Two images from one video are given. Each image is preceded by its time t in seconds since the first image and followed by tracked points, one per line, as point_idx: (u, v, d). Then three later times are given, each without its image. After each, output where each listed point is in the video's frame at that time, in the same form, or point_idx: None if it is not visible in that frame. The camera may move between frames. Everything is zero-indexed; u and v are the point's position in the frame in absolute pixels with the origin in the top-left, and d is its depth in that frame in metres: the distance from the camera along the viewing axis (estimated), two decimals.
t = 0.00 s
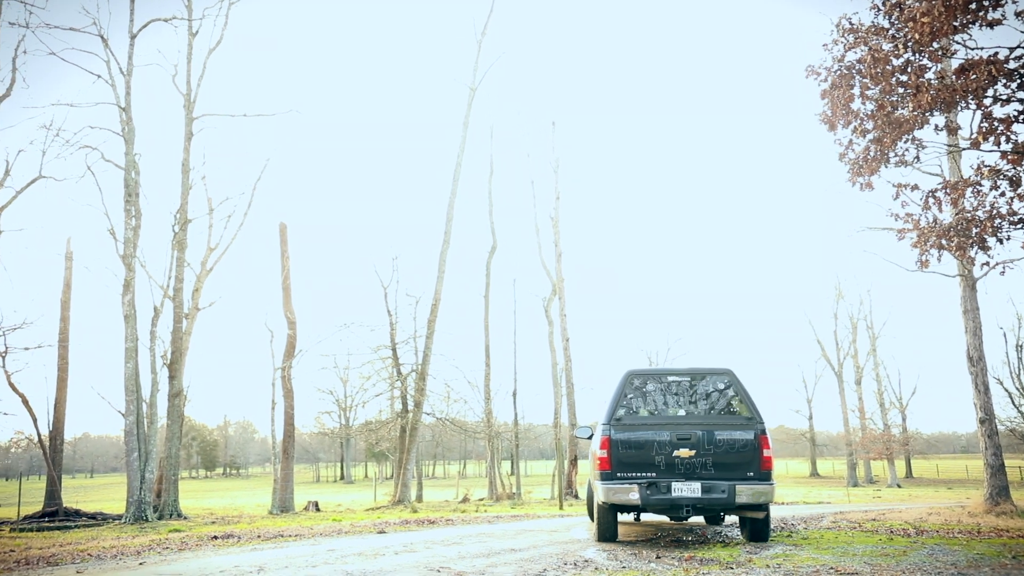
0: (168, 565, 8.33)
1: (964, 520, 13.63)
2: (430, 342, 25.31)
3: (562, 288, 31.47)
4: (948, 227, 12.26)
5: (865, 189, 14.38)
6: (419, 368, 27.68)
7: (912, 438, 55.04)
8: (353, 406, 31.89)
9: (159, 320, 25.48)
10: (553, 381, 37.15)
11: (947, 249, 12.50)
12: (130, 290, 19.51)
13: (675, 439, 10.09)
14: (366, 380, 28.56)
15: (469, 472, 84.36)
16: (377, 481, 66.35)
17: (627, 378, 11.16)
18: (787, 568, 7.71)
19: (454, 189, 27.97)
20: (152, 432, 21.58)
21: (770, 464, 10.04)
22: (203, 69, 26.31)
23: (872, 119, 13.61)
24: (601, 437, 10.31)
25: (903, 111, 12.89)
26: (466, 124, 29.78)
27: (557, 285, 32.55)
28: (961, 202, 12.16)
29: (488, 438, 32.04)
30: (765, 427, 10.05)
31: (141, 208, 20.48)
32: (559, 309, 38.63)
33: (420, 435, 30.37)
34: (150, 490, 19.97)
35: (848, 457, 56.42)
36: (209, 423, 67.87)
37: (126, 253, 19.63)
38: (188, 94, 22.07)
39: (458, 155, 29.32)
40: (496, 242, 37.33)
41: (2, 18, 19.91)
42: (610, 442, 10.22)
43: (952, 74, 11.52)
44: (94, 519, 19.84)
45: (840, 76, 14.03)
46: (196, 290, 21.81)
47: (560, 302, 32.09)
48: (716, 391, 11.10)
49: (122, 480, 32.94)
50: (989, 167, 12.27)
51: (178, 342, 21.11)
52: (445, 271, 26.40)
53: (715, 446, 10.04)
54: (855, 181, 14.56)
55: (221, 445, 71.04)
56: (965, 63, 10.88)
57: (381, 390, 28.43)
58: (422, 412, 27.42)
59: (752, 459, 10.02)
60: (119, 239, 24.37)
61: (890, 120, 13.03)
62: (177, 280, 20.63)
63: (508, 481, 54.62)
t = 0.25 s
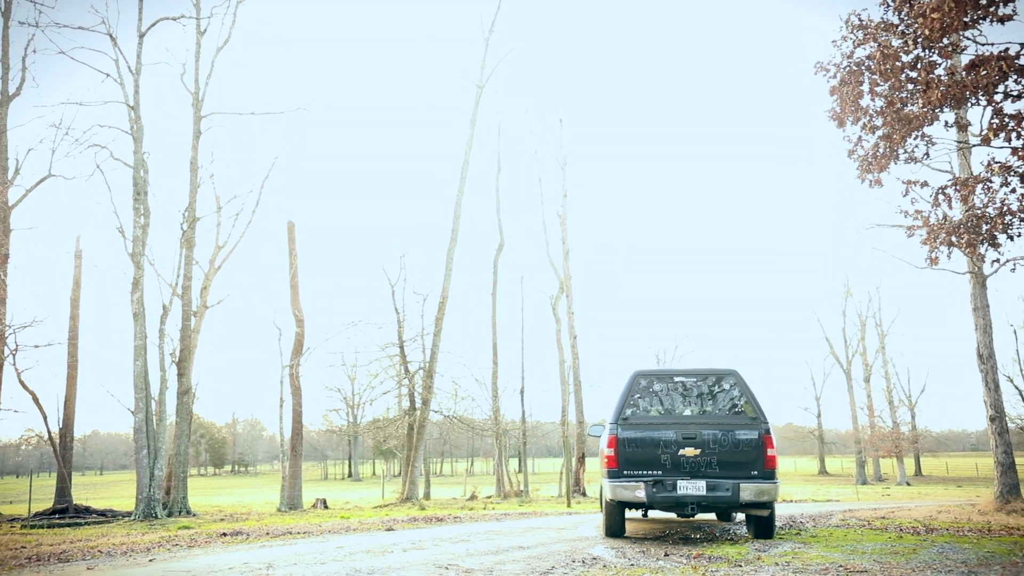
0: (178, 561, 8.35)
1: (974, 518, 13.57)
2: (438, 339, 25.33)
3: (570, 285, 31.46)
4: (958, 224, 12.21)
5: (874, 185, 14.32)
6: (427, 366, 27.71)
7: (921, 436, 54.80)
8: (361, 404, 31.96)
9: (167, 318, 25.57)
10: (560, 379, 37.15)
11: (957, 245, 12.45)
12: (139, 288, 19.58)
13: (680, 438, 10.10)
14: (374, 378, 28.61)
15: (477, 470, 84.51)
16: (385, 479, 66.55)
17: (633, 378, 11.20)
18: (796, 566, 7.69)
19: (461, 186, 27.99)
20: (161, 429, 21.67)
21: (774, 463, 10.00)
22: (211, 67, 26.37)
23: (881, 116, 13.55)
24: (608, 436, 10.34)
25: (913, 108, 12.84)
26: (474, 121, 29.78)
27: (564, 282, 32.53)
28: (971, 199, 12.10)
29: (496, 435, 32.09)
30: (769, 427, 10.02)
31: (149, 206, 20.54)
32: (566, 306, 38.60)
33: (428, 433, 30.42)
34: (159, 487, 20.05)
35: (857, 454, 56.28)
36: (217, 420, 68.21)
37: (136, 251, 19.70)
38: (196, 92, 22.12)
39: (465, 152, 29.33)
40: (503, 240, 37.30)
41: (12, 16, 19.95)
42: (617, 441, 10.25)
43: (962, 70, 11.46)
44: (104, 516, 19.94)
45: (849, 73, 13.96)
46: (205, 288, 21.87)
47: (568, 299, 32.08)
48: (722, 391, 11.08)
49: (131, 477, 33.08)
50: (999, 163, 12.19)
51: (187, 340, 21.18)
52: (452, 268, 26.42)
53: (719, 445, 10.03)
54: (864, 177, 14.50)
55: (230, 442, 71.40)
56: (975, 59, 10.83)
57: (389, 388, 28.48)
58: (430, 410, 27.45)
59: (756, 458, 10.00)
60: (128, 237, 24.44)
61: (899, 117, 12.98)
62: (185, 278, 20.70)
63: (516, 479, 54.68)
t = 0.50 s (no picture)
0: (186, 558, 8.38)
1: (985, 516, 13.48)
2: (445, 338, 25.35)
3: (577, 283, 31.44)
4: (968, 221, 12.15)
5: (883, 182, 14.27)
6: (434, 364, 27.73)
7: (930, 434, 54.57)
8: (369, 402, 32.01)
9: (175, 316, 25.66)
10: (567, 377, 37.13)
11: (966, 242, 12.39)
12: (147, 286, 19.65)
13: (685, 437, 10.09)
14: (381, 376, 28.66)
15: (484, 468, 84.58)
16: (392, 476, 66.67)
17: (640, 377, 11.20)
18: (804, 564, 7.67)
19: (468, 184, 27.98)
20: (169, 427, 21.75)
21: (778, 462, 9.97)
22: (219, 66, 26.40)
23: (890, 112, 13.49)
24: (614, 434, 10.34)
25: (922, 104, 12.78)
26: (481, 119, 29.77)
27: (571, 280, 32.52)
28: (981, 195, 12.04)
29: (503, 433, 32.11)
30: (773, 426, 9.98)
31: (157, 204, 20.60)
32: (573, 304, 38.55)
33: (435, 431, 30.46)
34: (168, 485, 20.14)
35: (865, 453, 56.13)
36: (226, 418, 68.49)
37: (144, 250, 19.76)
38: (203, 90, 22.17)
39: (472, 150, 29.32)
40: (511, 238, 37.22)
41: (21, 16, 20.03)
42: (623, 438, 10.25)
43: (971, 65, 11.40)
44: (114, 514, 20.02)
45: (858, 69, 13.91)
46: (212, 286, 21.92)
47: (575, 297, 32.06)
48: (727, 391, 11.05)
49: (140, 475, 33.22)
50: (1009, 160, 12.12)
51: (195, 338, 21.26)
52: (459, 266, 26.43)
53: (723, 444, 10.00)
54: (873, 174, 14.45)
55: (238, 440, 71.68)
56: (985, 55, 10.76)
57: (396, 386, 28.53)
58: (437, 407, 27.47)
59: (759, 457, 9.97)
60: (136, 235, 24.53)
61: (908, 113, 12.92)
62: (193, 276, 20.77)
63: (523, 476, 54.71)
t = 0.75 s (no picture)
0: (195, 555, 8.42)
1: (993, 514, 13.43)
2: (452, 335, 25.36)
3: (584, 281, 31.40)
4: (977, 218, 12.08)
5: (892, 179, 14.21)
6: (441, 361, 27.76)
7: (939, 431, 54.32)
8: (376, 399, 32.07)
9: (183, 314, 25.74)
10: (574, 374, 37.10)
11: (975, 239, 12.32)
12: (155, 284, 19.71)
13: (688, 434, 10.08)
14: (388, 374, 28.70)
15: (492, 466, 84.65)
16: (400, 474, 66.79)
17: (645, 376, 11.20)
18: (811, 562, 7.65)
19: (475, 182, 27.97)
20: (178, 424, 21.85)
21: (780, 459, 9.93)
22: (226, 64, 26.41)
23: (899, 109, 13.42)
24: (619, 432, 10.37)
25: (931, 100, 12.71)
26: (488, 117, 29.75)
27: (578, 278, 32.48)
28: (990, 192, 11.97)
29: (510, 430, 32.13)
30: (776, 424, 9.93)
31: (165, 202, 20.66)
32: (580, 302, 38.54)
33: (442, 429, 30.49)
34: (176, 482, 20.21)
35: (873, 450, 55.99)
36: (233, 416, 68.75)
37: (152, 248, 19.83)
38: (211, 88, 22.22)
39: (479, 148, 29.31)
40: (517, 235, 37.20)
41: (30, 15, 20.09)
42: (628, 436, 10.28)
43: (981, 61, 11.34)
44: (122, 511, 20.11)
45: (866, 66, 13.84)
46: (220, 284, 22.00)
47: (582, 295, 32.03)
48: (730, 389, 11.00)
49: (148, 472, 33.37)
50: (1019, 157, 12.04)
51: (202, 336, 21.33)
52: (466, 264, 26.44)
53: (726, 441, 9.98)
54: (881, 171, 14.40)
55: (246, 437, 71.93)
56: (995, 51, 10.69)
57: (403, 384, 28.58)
58: (444, 405, 27.49)
59: (762, 454, 9.92)
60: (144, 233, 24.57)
61: (917, 110, 12.86)
62: (201, 274, 20.83)
63: (530, 474, 54.74)
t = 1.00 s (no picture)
0: (203, 552, 8.44)
1: (1001, 513, 13.38)
2: (458, 333, 25.37)
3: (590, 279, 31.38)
4: (986, 215, 12.03)
5: (899, 176, 14.16)
6: (447, 359, 27.77)
7: (947, 429, 54.11)
8: (382, 397, 32.10)
9: (190, 312, 25.81)
10: (580, 372, 37.09)
11: (984, 237, 12.27)
12: (162, 282, 19.76)
13: (692, 433, 10.09)
14: (394, 372, 28.73)
15: (497, 464, 84.71)
16: (405, 472, 66.90)
17: (650, 377, 11.22)
18: (819, 560, 7.62)
19: (481, 180, 27.97)
20: (185, 422, 21.93)
21: (783, 456, 9.89)
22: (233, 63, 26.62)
23: (907, 106, 13.37)
24: (626, 431, 10.41)
25: (939, 97, 12.66)
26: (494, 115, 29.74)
27: (584, 276, 32.47)
28: (1000, 189, 11.92)
29: (515, 429, 32.14)
30: (778, 422, 9.89)
31: (172, 200, 20.71)
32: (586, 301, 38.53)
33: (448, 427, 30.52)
34: (183, 480, 20.26)
35: (880, 449, 55.90)
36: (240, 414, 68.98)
37: (158, 245, 19.90)
38: (218, 87, 22.26)
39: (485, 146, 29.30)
40: (523, 233, 37.19)
41: (38, 14, 20.17)
42: (633, 435, 10.31)
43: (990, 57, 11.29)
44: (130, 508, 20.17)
45: (874, 62, 13.79)
46: (227, 282, 22.05)
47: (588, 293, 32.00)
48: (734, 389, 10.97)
49: (155, 470, 33.48)
50: None
51: (209, 334, 21.38)
52: (472, 262, 26.45)
53: (730, 439, 9.97)
54: (889, 168, 14.35)
55: (252, 435, 72.16)
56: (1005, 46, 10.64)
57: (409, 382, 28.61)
58: (450, 403, 27.49)
59: (765, 451, 9.90)
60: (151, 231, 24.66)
61: (925, 106, 12.81)
62: (208, 272, 20.89)
63: (536, 472, 54.76)
